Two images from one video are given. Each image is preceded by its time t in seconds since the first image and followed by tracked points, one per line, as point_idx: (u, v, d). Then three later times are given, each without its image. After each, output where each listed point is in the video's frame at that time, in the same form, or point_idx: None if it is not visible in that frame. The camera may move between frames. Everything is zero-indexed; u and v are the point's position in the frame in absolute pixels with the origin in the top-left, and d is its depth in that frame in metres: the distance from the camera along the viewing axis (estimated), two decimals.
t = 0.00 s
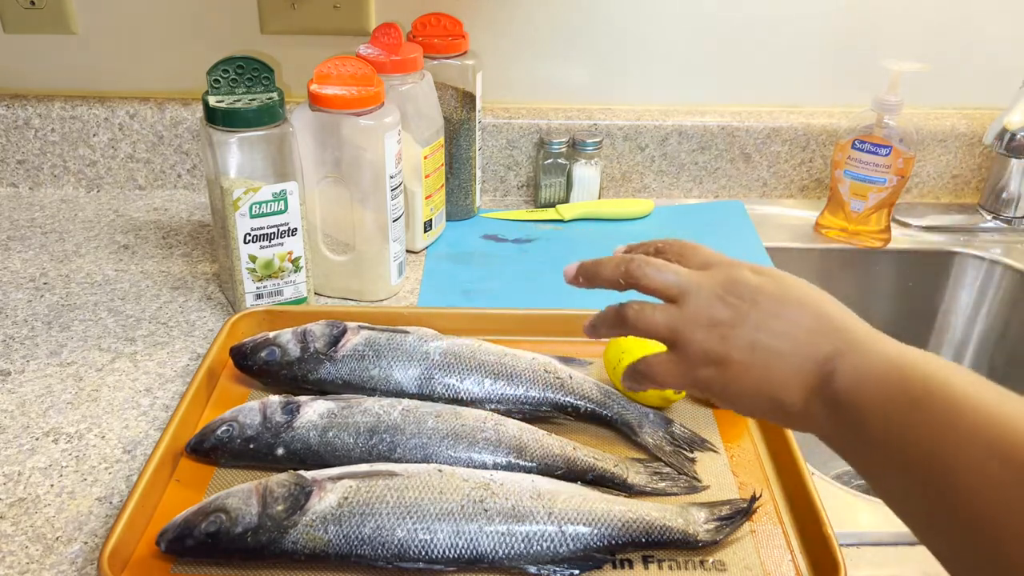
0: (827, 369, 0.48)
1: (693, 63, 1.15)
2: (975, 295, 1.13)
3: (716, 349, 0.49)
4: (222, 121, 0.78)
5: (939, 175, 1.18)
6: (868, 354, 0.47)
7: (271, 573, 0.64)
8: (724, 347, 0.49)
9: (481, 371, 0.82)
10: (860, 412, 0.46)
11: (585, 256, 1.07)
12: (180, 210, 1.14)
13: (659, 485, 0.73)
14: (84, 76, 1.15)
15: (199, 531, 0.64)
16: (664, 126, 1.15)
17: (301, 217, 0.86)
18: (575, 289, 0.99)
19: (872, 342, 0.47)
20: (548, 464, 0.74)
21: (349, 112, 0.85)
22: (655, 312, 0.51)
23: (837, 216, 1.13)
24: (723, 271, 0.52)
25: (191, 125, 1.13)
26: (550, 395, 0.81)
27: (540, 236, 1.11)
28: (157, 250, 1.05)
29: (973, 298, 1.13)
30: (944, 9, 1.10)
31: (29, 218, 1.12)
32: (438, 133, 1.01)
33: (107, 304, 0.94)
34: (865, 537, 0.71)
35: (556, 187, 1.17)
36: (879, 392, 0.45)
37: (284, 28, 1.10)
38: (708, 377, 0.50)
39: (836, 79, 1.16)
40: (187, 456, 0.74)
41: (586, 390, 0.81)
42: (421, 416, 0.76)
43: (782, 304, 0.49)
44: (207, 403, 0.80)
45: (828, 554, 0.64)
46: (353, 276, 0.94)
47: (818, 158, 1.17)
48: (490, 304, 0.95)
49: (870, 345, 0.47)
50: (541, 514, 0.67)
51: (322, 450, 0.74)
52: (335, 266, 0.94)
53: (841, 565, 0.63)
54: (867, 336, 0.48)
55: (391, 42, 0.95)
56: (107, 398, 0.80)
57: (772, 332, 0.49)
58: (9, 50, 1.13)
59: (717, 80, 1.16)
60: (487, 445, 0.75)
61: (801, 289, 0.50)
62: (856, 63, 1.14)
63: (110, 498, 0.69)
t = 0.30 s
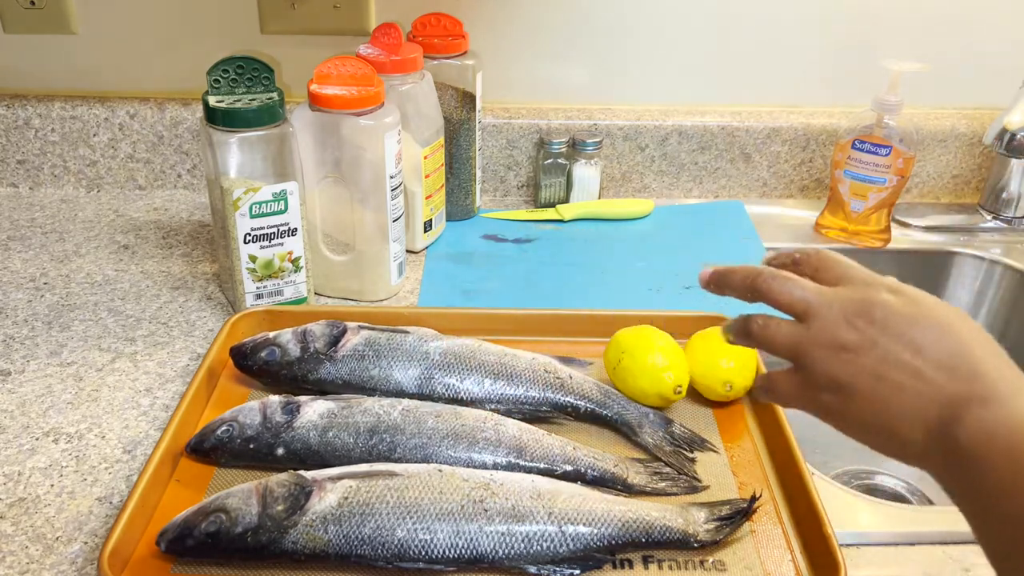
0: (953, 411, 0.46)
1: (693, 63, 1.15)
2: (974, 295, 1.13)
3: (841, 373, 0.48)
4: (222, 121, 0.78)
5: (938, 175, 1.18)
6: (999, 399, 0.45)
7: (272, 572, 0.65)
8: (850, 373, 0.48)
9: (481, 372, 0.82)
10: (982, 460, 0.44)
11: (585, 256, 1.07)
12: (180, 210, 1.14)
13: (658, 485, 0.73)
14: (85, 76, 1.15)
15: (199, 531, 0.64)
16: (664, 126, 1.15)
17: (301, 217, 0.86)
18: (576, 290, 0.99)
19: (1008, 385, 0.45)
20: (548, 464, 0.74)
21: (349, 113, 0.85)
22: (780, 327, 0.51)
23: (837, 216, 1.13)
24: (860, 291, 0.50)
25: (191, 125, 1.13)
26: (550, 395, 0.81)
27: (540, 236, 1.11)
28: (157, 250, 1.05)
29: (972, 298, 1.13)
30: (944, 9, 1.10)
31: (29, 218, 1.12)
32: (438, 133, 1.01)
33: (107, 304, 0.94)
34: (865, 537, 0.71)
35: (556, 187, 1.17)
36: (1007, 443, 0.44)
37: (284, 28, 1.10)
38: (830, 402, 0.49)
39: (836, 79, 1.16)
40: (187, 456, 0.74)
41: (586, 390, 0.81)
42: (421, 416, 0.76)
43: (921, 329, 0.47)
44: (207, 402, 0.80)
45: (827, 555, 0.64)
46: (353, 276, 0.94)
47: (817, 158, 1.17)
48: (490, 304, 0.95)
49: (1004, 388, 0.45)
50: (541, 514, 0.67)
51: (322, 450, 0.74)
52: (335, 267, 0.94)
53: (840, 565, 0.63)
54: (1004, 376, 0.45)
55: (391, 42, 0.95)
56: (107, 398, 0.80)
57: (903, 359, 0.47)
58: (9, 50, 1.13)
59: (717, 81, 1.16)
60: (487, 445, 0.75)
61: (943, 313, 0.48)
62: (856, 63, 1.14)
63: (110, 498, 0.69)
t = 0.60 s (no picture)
0: None
1: (693, 63, 1.15)
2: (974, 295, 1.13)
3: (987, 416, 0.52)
4: (222, 121, 0.78)
5: (938, 176, 1.18)
6: None
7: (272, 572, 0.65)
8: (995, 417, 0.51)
9: (481, 372, 0.82)
10: None
11: (585, 256, 1.07)
12: (180, 210, 1.14)
13: (658, 485, 0.73)
14: (85, 76, 1.15)
15: (199, 531, 0.64)
16: (664, 126, 1.15)
17: (301, 217, 0.86)
18: (576, 290, 0.99)
19: None
20: (548, 464, 0.74)
21: (349, 113, 0.85)
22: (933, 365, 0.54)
23: (837, 216, 1.13)
24: None
25: (191, 125, 1.13)
26: (550, 395, 0.81)
27: (540, 236, 1.11)
28: (157, 250, 1.05)
29: (971, 298, 1.13)
30: (944, 9, 1.10)
31: (29, 218, 1.12)
32: (438, 133, 1.01)
33: (107, 304, 0.94)
34: (864, 538, 0.71)
35: (556, 188, 1.17)
36: None
37: (284, 29, 1.10)
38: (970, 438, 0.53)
39: (836, 80, 1.16)
40: (187, 456, 0.74)
41: (586, 390, 0.81)
42: (421, 416, 0.76)
43: None
44: (207, 402, 0.80)
45: (827, 555, 0.64)
46: (353, 276, 0.94)
47: (817, 158, 1.17)
48: (490, 304, 0.95)
49: None
50: (541, 514, 0.67)
51: (322, 450, 0.74)
52: (335, 267, 0.94)
53: (841, 565, 0.62)
54: None
55: (391, 42, 0.95)
56: (107, 398, 0.80)
57: None
58: (9, 50, 1.13)
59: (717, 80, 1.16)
60: (487, 445, 0.75)
61: None
62: (856, 63, 1.14)
63: (110, 498, 0.69)
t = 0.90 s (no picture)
0: None
1: (694, 63, 1.15)
2: (974, 295, 1.13)
3: None
4: (222, 121, 0.78)
5: (939, 175, 1.18)
6: None
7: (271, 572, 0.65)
8: None
9: (482, 372, 0.82)
10: None
11: (585, 256, 1.07)
12: (180, 210, 1.14)
13: (658, 485, 0.73)
14: (85, 76, 1.15)
15: (199, 531, 0.64)
16: (664, 126, 1.15)
17: (301, 217, 0.86)
18: (576, 290, 0.99)
19: None
20: (548, 464, 0.74)
21: (349, 113, 0.85)
22: None
23: (837, 216, 1.13)
24: None
25: (191, 125, 1.13)
26: (550, 395, 0.81)
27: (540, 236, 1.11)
28: (157, 250, 1.05)
29: (971, 298, 1.13)
30: (944, 9, 1.10)
31: (29, 218, 1.12)
32: (438, 133, 1.01)
33: (107, 304, 0.94)
34: (865, 539, 0.71)
35: (556, 188, 1.17)
36: None
37: (284, 29, 1.10)
38: None
39: (836, 80, 1.16)
40: (187, 456, 0.74)
41: (586, 390, 0.81)
42: (421, 416, 0.76)
43: None
44: (207, 402, 0.80)
45: (827, 555, 0.64)
46: (353, 276, 0.94)
47: (817, 158, 1.17)
48: (490, 304, 0.95)
49: None
50: (541, 514, 0.67)
51: (322, 450, 0.74)
52: (335, 267, 0.94)
53: (841, 565, 0.62)
54: None
55: (391, 42, 0.95)
56: (106, 398, 0.80)
57: None
58: (9, 50, 1.13)
59: (718, 80, 1.16)
60: (487, 445, 0.75)
61: None
62: (856, 63, 1.14)
63: (110, 498, 0.69)
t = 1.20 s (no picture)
0: None
1: (694, 62, 1.15)
2: (974, 295, 1.13)
3: None
4: (222, 121, 0.78)
5: (938, 176, 1.18)
6: None
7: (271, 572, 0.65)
8: None
9: (482, 372, 0.82)
10: None
11: (585, 256, 1.07)
12: (180, 210, 1.14)
13: (657, 485, 0.73)
14: (85, 76, 1.15)
15: (199, 531, 0.64)
16: (664, 126, 1.15)
17: (301, 217, 0.86)
18: (576, 290, 0.99)
19: None
20: (548, 464, 0.74)
21: (349, 113, 0.85)
22: None
23: (837, 216, 1.13)
24: None
25: (191, 125, 1.13)
26: (550, 395, 0.81)
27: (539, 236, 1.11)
28: (157, 250, 1.05)
29: (971, 298, 1.13)
30: (944, 9, 1.10)
31: (29, 218, 1.12)
32: (438, 133, 1.01)
33: (107, 304, 0.94)
34: (865, 538, 0.71)
35: (556, 188, 1.17)
36: None
37: (285, 29, 1.10)
38: None
39: (835, 80, 1.16)
40: (187, 456, 0.74)
41: (586, 390, 0.81)
42: (421, 416, 0.76)
43: None
44: (207, 402, 0.80)
45: (827, 555, 0.64)
46: (353, 276, 0.94)
47: (817, 158, 1.17)
48: (490, 304, 0.95)
49: None
50: (541, 514, 0.67)
51: (322, 450, 0.74)
52: (335, 267, 0.94)
53: (840, 565, 0.62)
54: None
55: (391, 42, 0.95)
56: (106, 398, 0.80)
57: None
58: (9, 50, 1.13)
59: (718, 80, 1.16)
60: (487, 445, 0.75)
61: None
62: (856, 62, 1.14)
63: (111, 498, 0.69)
